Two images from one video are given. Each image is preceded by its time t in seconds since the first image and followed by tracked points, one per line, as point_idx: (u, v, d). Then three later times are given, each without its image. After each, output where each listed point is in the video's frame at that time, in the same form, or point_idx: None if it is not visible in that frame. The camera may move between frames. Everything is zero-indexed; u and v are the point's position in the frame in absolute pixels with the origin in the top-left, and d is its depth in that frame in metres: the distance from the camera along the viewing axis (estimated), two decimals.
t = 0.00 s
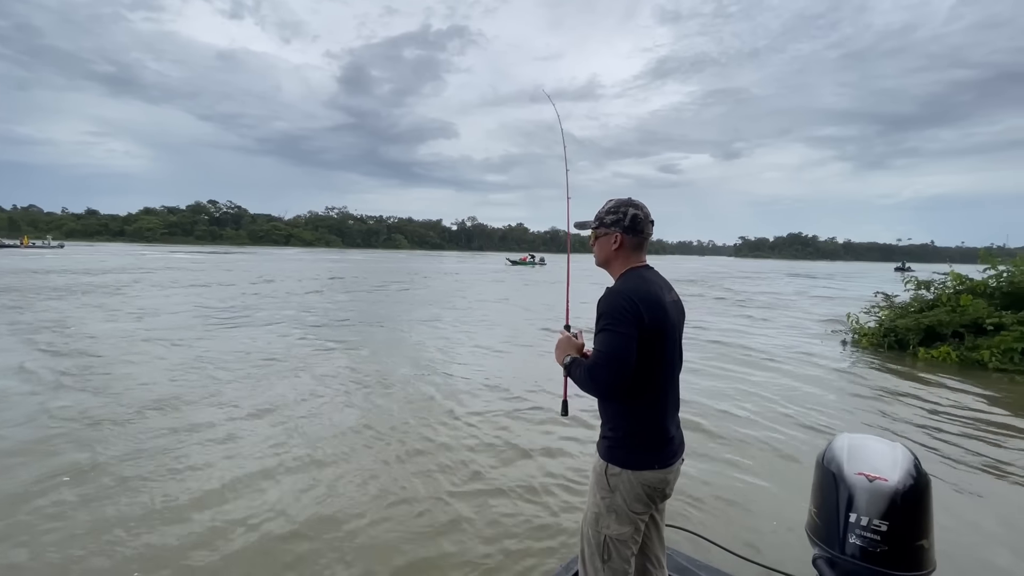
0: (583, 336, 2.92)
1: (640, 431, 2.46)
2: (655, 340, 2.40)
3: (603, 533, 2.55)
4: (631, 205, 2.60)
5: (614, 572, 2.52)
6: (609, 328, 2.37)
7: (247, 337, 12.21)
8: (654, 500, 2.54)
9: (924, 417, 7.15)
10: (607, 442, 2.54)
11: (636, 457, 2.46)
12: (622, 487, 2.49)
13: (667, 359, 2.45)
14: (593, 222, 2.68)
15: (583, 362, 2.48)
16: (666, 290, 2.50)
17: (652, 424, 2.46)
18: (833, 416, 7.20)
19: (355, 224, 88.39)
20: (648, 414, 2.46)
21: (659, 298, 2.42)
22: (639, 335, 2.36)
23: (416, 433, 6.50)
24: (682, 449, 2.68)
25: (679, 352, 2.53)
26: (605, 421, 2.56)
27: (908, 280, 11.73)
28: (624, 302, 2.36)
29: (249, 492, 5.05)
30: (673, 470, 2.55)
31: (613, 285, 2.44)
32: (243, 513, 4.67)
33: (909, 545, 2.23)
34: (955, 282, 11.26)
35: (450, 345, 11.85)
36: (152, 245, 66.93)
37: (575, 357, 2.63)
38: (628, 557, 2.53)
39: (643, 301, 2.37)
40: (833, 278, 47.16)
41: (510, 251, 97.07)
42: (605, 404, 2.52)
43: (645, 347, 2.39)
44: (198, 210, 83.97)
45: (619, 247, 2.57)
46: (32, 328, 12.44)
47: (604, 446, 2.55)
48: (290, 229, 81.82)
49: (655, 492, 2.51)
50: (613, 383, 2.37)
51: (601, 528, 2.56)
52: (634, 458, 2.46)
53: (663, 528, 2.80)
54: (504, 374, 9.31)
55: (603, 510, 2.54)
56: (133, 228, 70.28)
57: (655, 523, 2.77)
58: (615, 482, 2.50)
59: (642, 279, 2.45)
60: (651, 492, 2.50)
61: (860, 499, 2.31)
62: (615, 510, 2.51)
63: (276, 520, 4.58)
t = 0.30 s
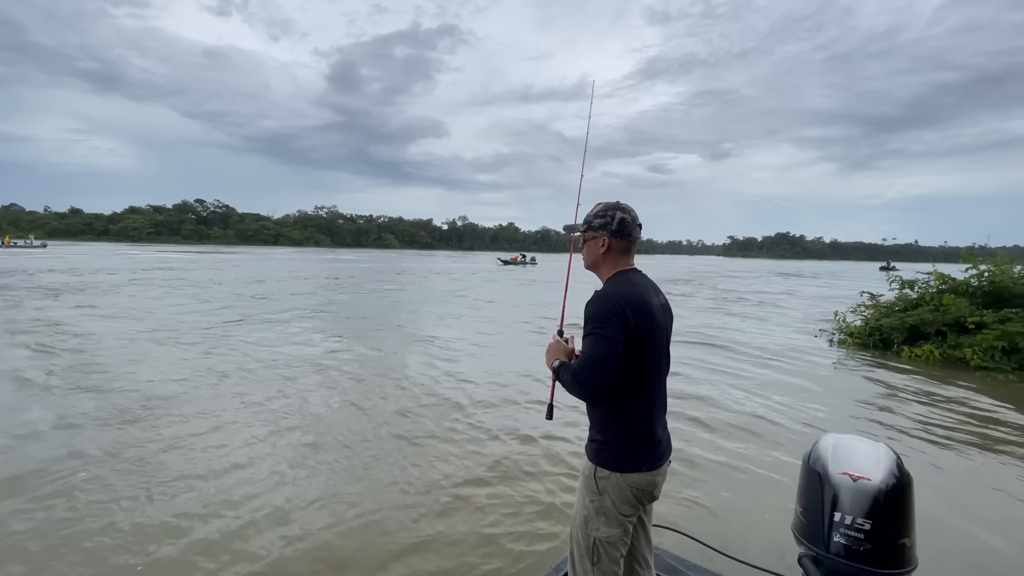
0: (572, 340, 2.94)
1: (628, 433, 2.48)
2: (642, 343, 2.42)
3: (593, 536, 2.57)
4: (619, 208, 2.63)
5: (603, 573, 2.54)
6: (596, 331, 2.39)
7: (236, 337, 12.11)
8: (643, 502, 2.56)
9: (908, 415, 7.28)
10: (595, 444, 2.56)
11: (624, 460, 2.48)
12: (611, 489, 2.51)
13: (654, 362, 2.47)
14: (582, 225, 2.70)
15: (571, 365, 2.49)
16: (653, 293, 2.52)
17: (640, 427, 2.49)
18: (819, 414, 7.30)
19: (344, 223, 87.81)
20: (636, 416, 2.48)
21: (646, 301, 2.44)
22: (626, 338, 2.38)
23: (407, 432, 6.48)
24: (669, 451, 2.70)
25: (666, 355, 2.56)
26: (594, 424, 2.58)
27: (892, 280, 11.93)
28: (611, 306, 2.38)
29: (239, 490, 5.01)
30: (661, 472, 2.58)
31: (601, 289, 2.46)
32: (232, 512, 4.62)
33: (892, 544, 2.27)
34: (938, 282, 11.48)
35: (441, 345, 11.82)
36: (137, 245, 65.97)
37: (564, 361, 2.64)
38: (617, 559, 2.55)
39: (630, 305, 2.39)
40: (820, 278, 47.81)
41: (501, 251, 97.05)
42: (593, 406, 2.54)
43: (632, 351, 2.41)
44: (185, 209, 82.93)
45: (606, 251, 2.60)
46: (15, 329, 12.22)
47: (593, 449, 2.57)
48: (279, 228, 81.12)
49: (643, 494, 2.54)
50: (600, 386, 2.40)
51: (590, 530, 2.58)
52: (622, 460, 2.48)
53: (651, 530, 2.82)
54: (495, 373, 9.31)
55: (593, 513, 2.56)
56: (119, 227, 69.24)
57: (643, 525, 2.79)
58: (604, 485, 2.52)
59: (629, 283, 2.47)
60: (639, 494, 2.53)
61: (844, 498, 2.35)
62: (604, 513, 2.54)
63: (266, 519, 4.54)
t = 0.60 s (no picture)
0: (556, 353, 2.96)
1: (614, 439, 2.50)
2: (627, 350, 2.44)
3: (580, 540, 2.59)
4: (603, 217, 2.64)
5: None
6: (581, 339, 2.41)
7: (223, 337, 11.98)
8: (630, 507, 2.58)
9: (891, 413, 7.40)
10: (582, 450, 2.58)
11: (611, 465, 2.50)
12: (598, 494, 2.53)
13: (639, 368, 2.50)
14: (567, 234, 2.72)
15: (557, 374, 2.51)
16: (637, 301, 2.54)
17: (626, 433, 2.50)
18: (805, 413, 7.40)
19: (334, 223, 87.14)
20: (622, 423, 2.50)
21: (631, 308, 2.46)
22: (610, 345, 2.40)
23: (396, 433, 6.45)
24: (656, 456, 2.72)
25: (651, 361, 2.58)
26: (581, 430, 2.60)
27: (876, 280, 12.13)
28: (595, 314, 2.40)
29: (226, 491, 4.95)
30: (647, 477, 2.60)
31: (585, 297, 2.48)
32: (219, 513, 4.57)
33: (873, 547, 2.31)
34: (921, 283, 11.68)
35: (431, 345, 11.78)
36: (122, 244, 64.99)
37: (548, 375, 2.66)
38: (604, 563, 2.57)
39: (614, 313, 2.41)
40: (806, 277, 48.42)
41: (492, 251, 96.95)
42: (579, 413, 2.56)
43: (618, 358, 2.43)
44: (171, 208, 81.68)
45: (591, 259, 2.61)
46: None
47: (580, 455, 2.59)
48: (267, 228, 80.35)
49: (630, 499, 2.56)
50: (586, 394, 2.41)
51: (577, 535, 2.60)
52: (609, 466, 2.50)
53: (638, 534, 2.85)
54: (485, 373, 9.30)
55: (580, 518, 2.58)
56: (103, 226, 68.13)
57: (630, 529, 2.82)
58: (591, 490, 2.54)
59: (613, 291, 2.49)
60: (626, 499, 2.55)
61: (828, 503, 2.39)
62: (591, 518, 2.55)
63: (253, 519, 4.49)
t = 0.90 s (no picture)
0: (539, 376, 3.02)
1: (601, 442, 2.52)
2: (612, 354, 2.46)
3: (567, 543, 2.60)
4: (588, 224, 2.67)
5: None
6: (566, 343, 2.43)
7: (211, 338, 11.87)
8: (617, 510, 2.60)
9: (874, 411, 7.53)
10: (570, 454, 2.60)
11: (597, 468, 2.52)
12: (585, 498, 2.55)
13: (625, 371, 2.51)
14: (553, 240, 2.74)
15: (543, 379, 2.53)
16: (622, 305, 2.56)
17: (613, 436, 2.52)
18: (790, 411, 7.49)
19: (323, 223, 86.49)
20: (608, 426, 2.52)
21: (615, 313, 2.48)
22: (594, 349, 2.42)
23: (385, 435, 6.42)
24: (644, 459, 2.74)
25: (636, 365, 2.60)
26: (568, 434, 2.62)
27: (861, 281, 12.32)
28: (579, 319, 2.42)
29: (213, 496, 4.89)
30: (634, 480, 2.62)
31: (570, 302, 2.51)
32: (206, 518, 4.52)
33: (856, 550, 2.35)
34: (904, 283, 11.87)
35: (420, 345, 11.74)
36: (107, 244, 64.04)
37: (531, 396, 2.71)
38: (591, 566, 2.59)
39: (598, 318, 2.43)
40: (793, 277, 48.89)
41: (482, 251, 96.83)
42: (566, 417, 2.58)
43: (602, 362, 2.45)
44: (157, 207, 80.55)
45: (576, 265, 2.64)
46: None
47: (568, 458, 2.61)
48: (256, 227, 79.58)
49: (617, 502, 2.57)
50: (572, 398, 2.43)
51: (565, 538, 2.61)
52: (596, 469, 2.52)
53: (626, 536, 2.86)
54: (475, 374, 9.29)
55: (567, 520, 2.60)
56: (87, 227, 66.97)
57: (618, 532, 2.83)
58: (578, 493, 2.56)
59: (598, 295, 2.52)
60: (613, 502, 2.56)
61: (812, 506, 2.43)
62: (579, 520, 2.57)
63: (240, 523, 4.44)
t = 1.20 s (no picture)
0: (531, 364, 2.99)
1: (588, 439, 2.54)
2: (598, 352, 2.48)
3: (556, 540, 2.62)
4: (573, 223, 2.68)
5: None
6: (552, 342, 2.44)
7: (198, 340, 11.74)
8: (605, 506, 2.61)
9: (858, 409, 7.65)
10: (558, 451, 2.61)
11: (585, 465, 2.54)
12: (573, 493, 2.57)
13: (610, 369, 2.54)
14: (539, 240, 2.75)
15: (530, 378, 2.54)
16: (607, 303, 2.58)
17: (600, 433, 2.54)
18: (776, 409, 7.59)
19: (312, 223, 85.84)
20: (594, 424, 2.54)
21: (600, 311, 2.50)
22: (580, 348, 2.44)
23: (374, 436, 6.39)
24: (631, 455, 2.76)
25: (622, 362, 2.62)
26: (557, 432, 2.63)
27: (845, 281, 12.51)
28: (565, 317, 2.44)
29: (200, 500, 4.83)
30: (621, 477, 2.63)
31: (556, 301, 2.52)
32: (193, 521, 4.47)
33: (840, 543, 2.39)
34: (888, 283, 12.08)
35: (409, 346, 11.71)
36: (90, 244, 62.92)
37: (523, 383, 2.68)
38: (580, 562, 2.60)
39: (583, 316, 2.45)
40: (781, 277, 49.49)
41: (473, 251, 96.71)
42: (554, 415, 2.59)
43: (588, 360, 2.47)
44: (143, 207, 79.49)
45: (562, 264, 2.66)
46: None
47: (556, 455, 2.62)
48: (243, 227, 78.72)
49: (605, 498, 2.59)
50: (559, 395, 2.45)
51: (553, 534, 2.63)
52: (584, 466, 2.54)
53: (615, 532, 2.88)
54: (464, 374, 9.29)
55: (555, 517, 2.62)
56: (70, 226, 65.85)
57: (606, 528, 2.85)
58: (566, 490, 2.57)
59: (584, 293, 2.53)
60: (601, 498, 2.58)
61: (797, 501, 2.47)
62: (566, 517, 2.59)
63: (228, 526, 4.39)
